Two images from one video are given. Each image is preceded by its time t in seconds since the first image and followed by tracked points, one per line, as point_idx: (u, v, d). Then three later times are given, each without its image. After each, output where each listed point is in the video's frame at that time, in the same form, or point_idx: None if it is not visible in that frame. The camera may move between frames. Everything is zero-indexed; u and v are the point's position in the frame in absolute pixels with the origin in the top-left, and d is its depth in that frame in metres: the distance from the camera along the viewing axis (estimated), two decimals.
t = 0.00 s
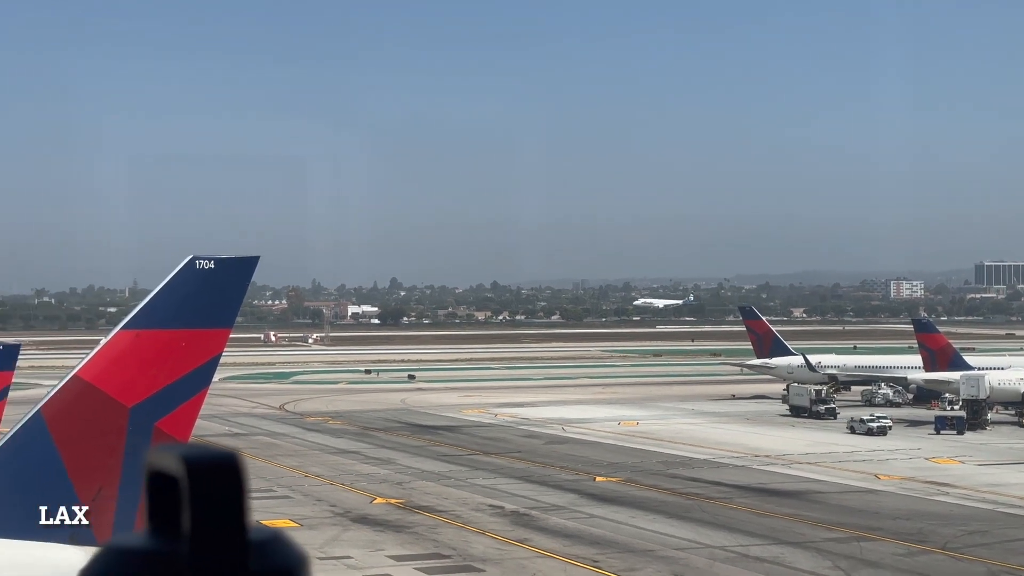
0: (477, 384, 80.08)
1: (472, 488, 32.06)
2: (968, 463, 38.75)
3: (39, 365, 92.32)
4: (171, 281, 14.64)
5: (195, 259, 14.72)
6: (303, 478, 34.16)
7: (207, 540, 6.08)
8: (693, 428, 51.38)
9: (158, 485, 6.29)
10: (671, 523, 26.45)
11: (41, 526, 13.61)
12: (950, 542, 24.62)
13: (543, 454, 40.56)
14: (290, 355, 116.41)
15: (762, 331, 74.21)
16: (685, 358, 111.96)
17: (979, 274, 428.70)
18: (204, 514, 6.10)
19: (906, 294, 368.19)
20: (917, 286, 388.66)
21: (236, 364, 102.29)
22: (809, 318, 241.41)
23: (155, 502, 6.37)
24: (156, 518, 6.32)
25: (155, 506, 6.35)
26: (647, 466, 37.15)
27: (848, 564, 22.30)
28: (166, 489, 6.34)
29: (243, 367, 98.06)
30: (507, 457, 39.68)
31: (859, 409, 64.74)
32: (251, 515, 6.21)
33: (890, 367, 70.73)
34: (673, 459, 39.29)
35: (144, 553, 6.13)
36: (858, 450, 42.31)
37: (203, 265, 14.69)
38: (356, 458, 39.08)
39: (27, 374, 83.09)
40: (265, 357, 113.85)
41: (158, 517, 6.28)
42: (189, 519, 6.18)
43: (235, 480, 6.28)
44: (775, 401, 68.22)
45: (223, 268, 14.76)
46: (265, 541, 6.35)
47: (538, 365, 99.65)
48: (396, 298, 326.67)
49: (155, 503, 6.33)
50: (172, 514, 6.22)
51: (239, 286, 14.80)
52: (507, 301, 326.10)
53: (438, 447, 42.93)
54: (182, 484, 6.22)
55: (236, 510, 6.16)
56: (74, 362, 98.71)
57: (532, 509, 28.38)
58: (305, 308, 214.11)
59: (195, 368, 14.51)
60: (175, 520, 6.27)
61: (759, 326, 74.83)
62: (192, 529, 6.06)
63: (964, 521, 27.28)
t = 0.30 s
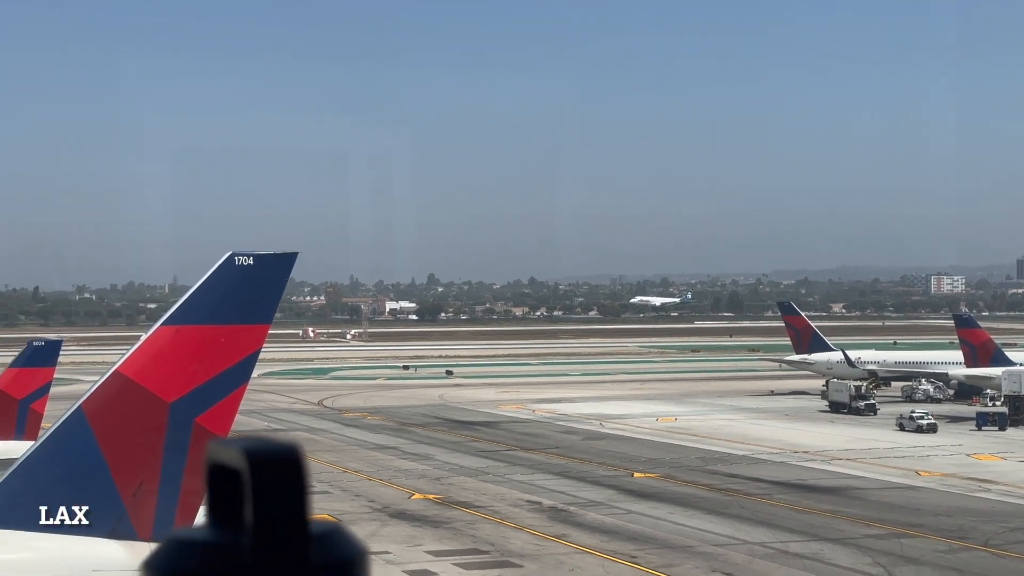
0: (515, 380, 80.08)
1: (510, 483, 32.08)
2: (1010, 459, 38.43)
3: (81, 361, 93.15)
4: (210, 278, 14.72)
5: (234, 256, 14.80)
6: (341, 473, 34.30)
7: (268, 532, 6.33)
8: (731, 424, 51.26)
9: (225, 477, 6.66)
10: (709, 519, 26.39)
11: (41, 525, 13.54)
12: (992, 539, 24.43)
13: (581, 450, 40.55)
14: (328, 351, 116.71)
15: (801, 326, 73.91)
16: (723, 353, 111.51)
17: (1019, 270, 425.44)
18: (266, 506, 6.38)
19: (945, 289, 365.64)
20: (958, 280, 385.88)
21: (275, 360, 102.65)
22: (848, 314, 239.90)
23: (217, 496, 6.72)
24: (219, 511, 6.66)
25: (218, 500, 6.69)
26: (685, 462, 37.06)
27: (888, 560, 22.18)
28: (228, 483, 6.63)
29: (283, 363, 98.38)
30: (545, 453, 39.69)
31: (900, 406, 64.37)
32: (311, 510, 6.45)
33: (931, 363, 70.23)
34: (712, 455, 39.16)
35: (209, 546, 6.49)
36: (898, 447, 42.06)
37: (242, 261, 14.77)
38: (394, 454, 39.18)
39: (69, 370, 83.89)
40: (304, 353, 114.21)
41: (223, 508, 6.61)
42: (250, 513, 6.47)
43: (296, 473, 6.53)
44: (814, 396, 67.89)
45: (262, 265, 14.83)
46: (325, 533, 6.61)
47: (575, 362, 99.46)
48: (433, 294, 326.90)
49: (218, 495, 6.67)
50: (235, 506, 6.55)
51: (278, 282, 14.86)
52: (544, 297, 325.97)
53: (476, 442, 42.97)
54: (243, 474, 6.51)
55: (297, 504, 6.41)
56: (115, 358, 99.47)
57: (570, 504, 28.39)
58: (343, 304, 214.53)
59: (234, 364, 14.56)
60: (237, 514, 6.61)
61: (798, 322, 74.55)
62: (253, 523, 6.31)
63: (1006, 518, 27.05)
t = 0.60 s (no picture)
0: (553, 376, 79.96)
1: (548, 479, 32.11)
2: None
3: (121, 357, 93.80)
4: (251, 273, 14.79)
5: (273, 252, 14.89)
6: (380, 469, 34.46)
7: (325, 522, 8.54)
8: (770, 420, 51.02)
9: (280, 477, 8.80)
10: (748, 516, 26.32)
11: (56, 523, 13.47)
12: None
13: (618, 446, 40.53)
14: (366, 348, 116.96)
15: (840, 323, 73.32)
16: (762, 349, 110.98)
17: None
18: (322, 501, 8.60)
19: (986, 284, 362.10)
20: (998, 277, 382.05)
21: (313, 356, 102.97)
22: (890, 309, 238.03)
23: (273, 493, 8.83)
24: (274, 506, 8.79)
25: (275, 496, 8.81)
26: (723, 459, 36.97)
27: (930, 557, 22.06)
28: (285, 490, 8.72)
29: (320, 359, 98.62)
30: (582, 449, 39.71)
31: (940, 402, 63.92)
32: (358, 507, 8.63)
33: (971, 359, 69.67)
34: (750, 451, 39.05)
35: (272, 536, 8.64)
36: (939, 443, 41.78)
37: (281, 259, 14.86)
38: (431, 450, 39.28)
39: (110, 366, 84.53)
40: (343, 349, 114.47)
41: (282, 505, 8.72)
42: (306, 508, 8.64)
43: (343, 475, 8.71)
44: (854, 393, 67.50)
45: (300, 261, 14.92)
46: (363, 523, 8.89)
47: (612, 358, 99.18)
48: (470, 291, 326.83)
49: (275, 494, 8.79)
50: (291, 503, 8.68)
51: (316, 280, 14.95)
52: (582, 294, 325.60)
53: (512, 438, 43.01)
54: (300, 473, 8.70)
55: (345, 502, 8.60)
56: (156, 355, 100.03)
57: (608, 500, 28.37)
58: (381, 300, 214.66)
59: (273, 360, 14.62)
60: (293, 509, 8.74)
61: (838, 319, 74.11)
62: (313, 515, 8.53)
63: None
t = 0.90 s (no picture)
0: (590, 373, 79.96)
1: (585, 476, 32.09)
2: None
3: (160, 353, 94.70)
4: (288, 270, 14.84)
5: (310, 249, 14.92)
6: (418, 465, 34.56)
7: (376, 518, 7.00)
8: (808, 417, 50.79)
9: (330, 471, 7.36)
10: (787, 513, 26.21)
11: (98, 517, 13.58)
12: None
13: (656, 443, 40.45)
14: (404, 344, 117.41)
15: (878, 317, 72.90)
16: (801, 346, 110.58)
17: None
18: (376, 498, 7.01)
19: None
20: None
21: (351, 353, 103.39)
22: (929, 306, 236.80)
23: (323, 489, 7.38)
24: (324, 501, 7.35)
25: (325, 491, 7.35)
26: (761, 456, 36.84)
27: (970, 555, 21.89)
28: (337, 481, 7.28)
29: (358, 355, 99.00)
30: (620, 445, 39.67)
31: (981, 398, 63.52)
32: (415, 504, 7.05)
33: (1012, 355, 69.16)
34: (789, 448, 38.90)
35: (320, 535, 7.16)
36: (980, 440, 41.49)
37: (318, 256, 14.89)
38: (470, 446, 39.34)
39: (150, 362, 85.33)
40: (380, 345, 114.92)
41: (330, 500, 7.27)
42: (358, 505, 7.12)
43: (395, 471, 7.17)
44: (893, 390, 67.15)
45: (337, 258, 14.95)
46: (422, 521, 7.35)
47: (649, 355, 99.07)
48: (507, 286, 327.28)
49: (324, 489, 7.36)
50: (342, 498, 7.22)
51: (353, 276, 14.96)
52: (619, 290, 325.40)
53: (549, 434, 43.04)
54: (351, 468, 7.18)
55: (400, 498, 7.03)
56: (196, 351, 101.07)
57: (646, 497, 28.32)
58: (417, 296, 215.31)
59: (311, 357, 14.64)
60: (344, 508, 7.26)
61: (876, 314, 73.62)
62: (363, 513, 6.96)
63: None
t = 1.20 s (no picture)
0: (626, 369, 79.89)
1: (623, 473, 32.04)
2: None
3: (200, 350, 95.39)
4: (326, 267, 14.89)
5: (348, 245, 14.95)
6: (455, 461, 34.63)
7: (427, 518, 6.96)
8: (847, 414, 50.54)
9: (380, 469, 7.25)
10: (825, 510, 26.11)
11: (134, 512, 13.64)
12: None
13: (693, 439, 40.36)
14: (441, 340, 117.63)
15: (919, 314, 72.42)
16: (839, 342, 110.21)
17: None
18: (423, 496, 7.01)
19: None
20: None
21: (389, 349, 103.70)
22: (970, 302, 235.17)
23: (374, 484, 7.26)
24: (375, 501, 7.22)
25: (376, 489, 7.25)
26: (799, 452, 36.71)
27: (1010, 553, 21.75)
28: (388, 476, 7.18)
29: (394, 352, 99.34)
30: (657, 442, 39.60)
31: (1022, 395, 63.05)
32: (463, 502, 7.07)
33: None
34: (827, 445, 38.68)
35: (370, 529, 7.03)
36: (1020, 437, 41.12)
37: (355, 252, 14.93)
38: (506, 443, 39.39)
39: (189, 359, 85.88)
40: (417, 342, 115.18)
41: (382, 500, 7.17)
42: (409, 501, 7.08)
43: (446, 464, 7.16)
44: (933, 386, 66.71)
45: (375, 255, 14.99)
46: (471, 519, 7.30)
47: (686, 351, 98.88)
48: (543, 283, 327.03)
49: (375, 484, 7.25)
50: (393, 496, 7.11)
51: (392, 272, 14.97)
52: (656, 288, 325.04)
53: (585, 431, 42.99)
54: (402, 465, 7.11)
55: (450, 496, 7.03)
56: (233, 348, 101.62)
57: (683, 494, 28.26)
58: (454, 293, 215.81)
59: (349, 352, 14.69)
60: (393, 503, 7.16)
61: (916, 310, 73.05)
62: (413, 510, 6.96)
63: None
